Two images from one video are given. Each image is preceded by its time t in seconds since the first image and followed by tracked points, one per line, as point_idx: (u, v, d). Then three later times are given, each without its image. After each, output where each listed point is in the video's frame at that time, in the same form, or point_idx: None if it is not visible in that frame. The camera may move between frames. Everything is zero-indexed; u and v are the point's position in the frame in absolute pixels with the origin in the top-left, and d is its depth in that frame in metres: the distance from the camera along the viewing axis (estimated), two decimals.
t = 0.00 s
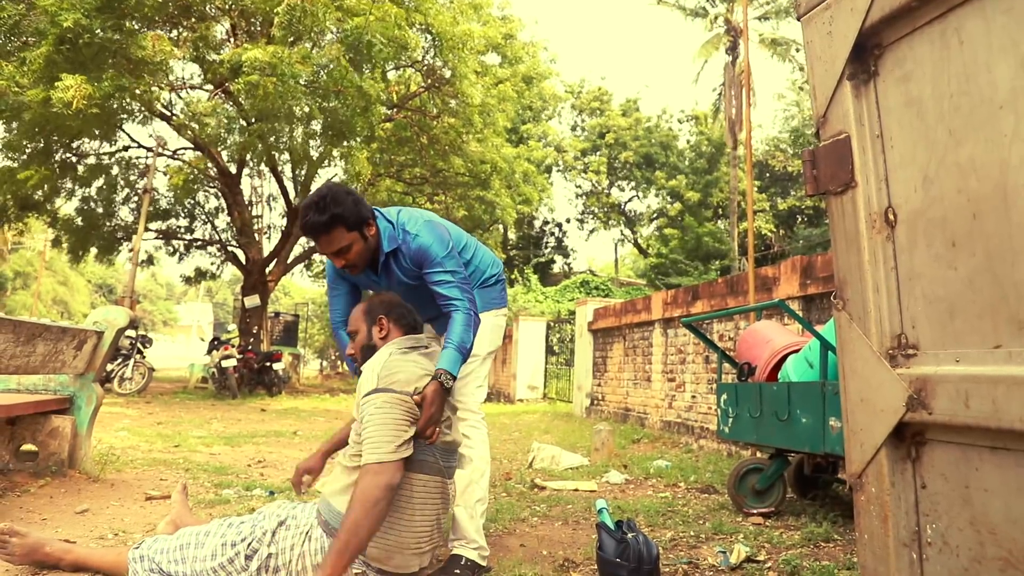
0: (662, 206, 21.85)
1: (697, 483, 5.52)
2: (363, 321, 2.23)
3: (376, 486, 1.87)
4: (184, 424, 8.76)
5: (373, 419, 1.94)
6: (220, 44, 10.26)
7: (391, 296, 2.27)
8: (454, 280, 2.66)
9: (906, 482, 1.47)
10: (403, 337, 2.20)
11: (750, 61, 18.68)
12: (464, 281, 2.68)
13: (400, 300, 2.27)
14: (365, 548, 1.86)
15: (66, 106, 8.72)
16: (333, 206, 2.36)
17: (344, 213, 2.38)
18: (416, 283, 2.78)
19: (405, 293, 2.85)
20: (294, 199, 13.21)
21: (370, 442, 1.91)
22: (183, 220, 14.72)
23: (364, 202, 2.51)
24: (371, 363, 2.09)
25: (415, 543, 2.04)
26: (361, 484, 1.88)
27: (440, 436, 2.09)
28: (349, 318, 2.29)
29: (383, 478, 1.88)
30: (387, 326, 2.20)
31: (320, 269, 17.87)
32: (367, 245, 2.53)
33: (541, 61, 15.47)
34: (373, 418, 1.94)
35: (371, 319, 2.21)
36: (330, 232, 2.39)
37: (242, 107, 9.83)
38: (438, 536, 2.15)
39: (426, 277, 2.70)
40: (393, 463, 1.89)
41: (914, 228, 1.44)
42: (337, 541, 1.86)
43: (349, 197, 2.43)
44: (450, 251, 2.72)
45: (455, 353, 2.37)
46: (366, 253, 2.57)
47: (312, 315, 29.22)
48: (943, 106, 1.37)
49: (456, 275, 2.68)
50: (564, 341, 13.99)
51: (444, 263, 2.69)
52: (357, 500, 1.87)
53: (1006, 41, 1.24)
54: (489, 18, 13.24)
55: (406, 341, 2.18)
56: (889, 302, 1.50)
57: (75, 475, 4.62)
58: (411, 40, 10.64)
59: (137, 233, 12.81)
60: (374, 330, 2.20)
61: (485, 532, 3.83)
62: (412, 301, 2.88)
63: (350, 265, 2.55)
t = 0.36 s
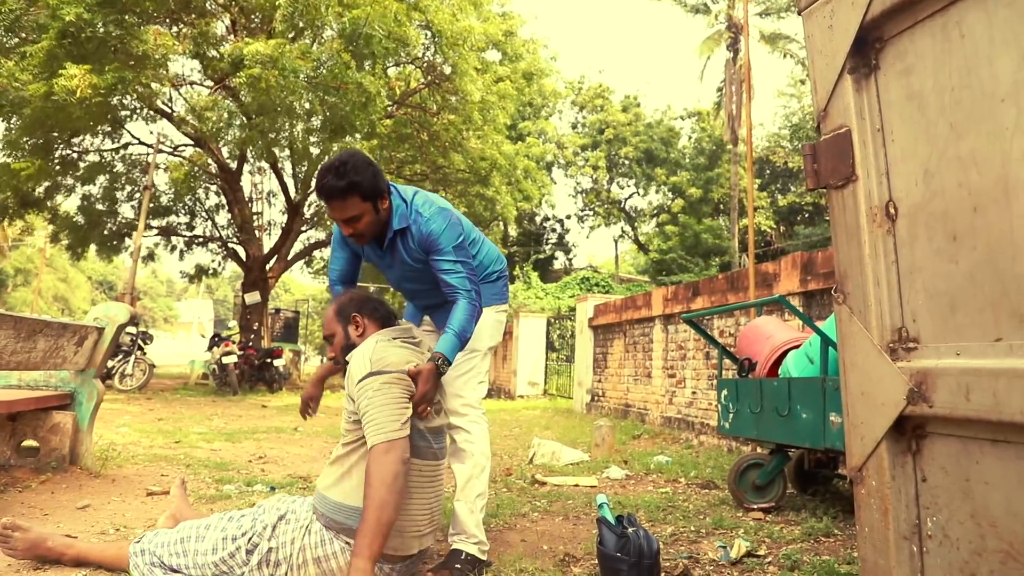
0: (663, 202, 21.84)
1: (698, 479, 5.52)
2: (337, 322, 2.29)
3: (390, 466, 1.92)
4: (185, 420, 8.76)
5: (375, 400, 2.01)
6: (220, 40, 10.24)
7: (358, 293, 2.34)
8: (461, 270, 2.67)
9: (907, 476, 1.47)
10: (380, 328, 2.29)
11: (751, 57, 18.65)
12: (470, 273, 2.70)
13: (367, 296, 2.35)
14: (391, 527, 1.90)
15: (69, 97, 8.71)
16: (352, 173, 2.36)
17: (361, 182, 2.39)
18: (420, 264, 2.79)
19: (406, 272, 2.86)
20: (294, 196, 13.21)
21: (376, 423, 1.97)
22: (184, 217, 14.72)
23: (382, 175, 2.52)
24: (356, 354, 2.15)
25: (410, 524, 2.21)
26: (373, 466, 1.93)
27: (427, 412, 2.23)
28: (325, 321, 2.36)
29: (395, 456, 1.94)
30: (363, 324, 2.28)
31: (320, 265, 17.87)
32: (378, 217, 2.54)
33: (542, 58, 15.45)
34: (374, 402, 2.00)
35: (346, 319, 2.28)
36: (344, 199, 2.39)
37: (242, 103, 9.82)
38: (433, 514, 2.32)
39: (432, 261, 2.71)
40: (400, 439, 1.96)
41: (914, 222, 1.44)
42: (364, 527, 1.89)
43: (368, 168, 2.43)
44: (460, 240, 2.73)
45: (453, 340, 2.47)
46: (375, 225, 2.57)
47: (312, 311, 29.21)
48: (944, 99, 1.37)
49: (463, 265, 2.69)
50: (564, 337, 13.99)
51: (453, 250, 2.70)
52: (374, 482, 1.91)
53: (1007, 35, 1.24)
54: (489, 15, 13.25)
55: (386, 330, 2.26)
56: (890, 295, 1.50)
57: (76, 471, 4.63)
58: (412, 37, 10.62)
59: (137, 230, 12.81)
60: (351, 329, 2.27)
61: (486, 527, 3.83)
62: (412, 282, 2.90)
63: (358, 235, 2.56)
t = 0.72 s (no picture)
0: (664, 201, 21.84)
1: (699, 478, 5.52)
2: (352, 311, 2.36)
3: (366, 450, 1.97)
4: (185, 419, 8.76)
5: (366, 388, 2.07)
6: (222, 38, 10.24)
7: (369, 289, 2.42)
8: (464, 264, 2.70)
9: (909, 474, 1.47)
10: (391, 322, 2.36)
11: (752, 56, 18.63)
12: (472, 265, 2.71)
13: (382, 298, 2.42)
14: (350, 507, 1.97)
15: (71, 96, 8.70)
16: (344, 168, 2.39)
17: (354, 177, 2.41)
18: (421, 257, 2.79)
19: (408, 266, 2.86)
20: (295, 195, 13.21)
21: (365, 407, 2.03)
22: (185, 215, 14.73)
23: (378, 168, 2.53)
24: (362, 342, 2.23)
25: (412, 511, 2.25)
26: (354, 448, 1.98)
27: (425, 396, 2.28)
28: (334, 308, 2.41)
29: (376, 443, 1.99)
30: (377, 315, 2.36)
31: (321, 264, 17.88)
32: (375, 211, 2.57)
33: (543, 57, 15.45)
34: (367, 389, 2.07)
35: (362, 307, 2.36)
36: (338, 194, 2.42)
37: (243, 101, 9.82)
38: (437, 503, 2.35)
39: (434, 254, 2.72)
40: (382, 427, 2.01)
41: (918, 219, 1.43)
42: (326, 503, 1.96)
43: (362, 162, 2.46)
44: (463, 232, 2.73)
45: (452, 326, 2.52)
46: (372, 219, 2.59)
47: (313, 309, 29.21)
48: (948, 96, 1.36)
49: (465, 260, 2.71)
50: (565, 336, 13.98)
51: (456, 244, 2.71)
52: (348, 463, 1.97)
53: (1012, 32, 1.23)
54: (490, 14, 13.27)
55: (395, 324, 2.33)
56: (892, 293, 1.50)
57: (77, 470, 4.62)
58: (413, 35, 10.60)
59: (139, 228, 12.82)
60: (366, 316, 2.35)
61: (487, 526, 3.83)
62: (414, 276, 2.90)
63: (355, 229, 2.59)
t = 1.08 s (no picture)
0: (666, 200, 21.82)
1: (700, 477, 5.52)
2: (354, 307, 2.36)
3: (355, 465, 2.00)
4: (187, 416, 8.77)
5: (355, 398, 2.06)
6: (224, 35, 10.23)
7: (374, 284, 2.44)
8: (455, 266, 2.68)
9: (911, 473, 1.47)
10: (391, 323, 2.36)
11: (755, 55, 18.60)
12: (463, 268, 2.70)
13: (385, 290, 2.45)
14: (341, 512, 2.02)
15: (70, 98, 8.71)
16: (329, 179, 2.41)
17: (341, 185, 2.43)
18: (412, 261, 2.79)
19: (400, 270, 2.86)
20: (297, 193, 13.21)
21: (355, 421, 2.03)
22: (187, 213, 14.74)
23: (363, 175, 2.54)
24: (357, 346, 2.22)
25: (412, 513, 2.26)
26: (345, 461, 2.01)
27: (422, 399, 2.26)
28: (336, 303, 2.41)
29: (367, 455, 2.00)
30: (380, 313, 2.36)
31: (323, 262, 17.88)
32: (363, 218, 2.59)
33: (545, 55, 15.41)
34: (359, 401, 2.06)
35: (362, 306, 2.36)
36: (325, 203, 2.45)
37: (245, 99, 9.81)
38: (437, 503, 2.35)
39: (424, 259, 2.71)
40: (374, 439, 2.01)
41: (921, 219, 1.43)
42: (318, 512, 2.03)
43: (348, 170, 2.48)
44: (452, 236, 2.72)
45: (447, 338, 2.44)
46: (362, 226, 2.62)
47: (315, 306, 29.21)
48: (951, 95, 1.36)
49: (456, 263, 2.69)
50: (566, 334, 13.97)
51: (445, 247, 2.69)
52: (339, 476, 2.01)
53: (1016, 32, 1.23)
54: (492, 11, 13.24)
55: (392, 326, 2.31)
56: (895, 293, 1.49)
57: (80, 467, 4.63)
58: (415, 33, 10.57)
59: (141, 226, 12.83)
60: (367, 314, 2.36)
61: (488, 524, 3.83)
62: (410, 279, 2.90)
63: (346, 236, 2.61)
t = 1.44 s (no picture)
0: (667, 203, 21.83)
1: (701, 480, 5.51)
2: (327, 322, 2.16)
3: (398, 496, 1.95)
4: (188, 418, 8.77)
5: (385, 426, 1.99)
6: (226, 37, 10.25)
7: (340, 290, 2.23)
8: (434, 274, 2.74)
9: (914, 477, 1.47)
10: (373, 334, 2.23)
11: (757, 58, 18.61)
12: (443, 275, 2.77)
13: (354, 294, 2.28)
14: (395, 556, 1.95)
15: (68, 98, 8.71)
16: (304, 198, 2.46)
17: (314, 205, 2.48)
18: (393, 274, 2.84)
19: (381, 284, 2.90)
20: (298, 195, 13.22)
21: (388, 452, 1.97)
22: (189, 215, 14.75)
23: (336, 192, 2.59)
24: (356, 364, 2.10)
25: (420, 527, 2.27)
26: (384, 493, 1.95)
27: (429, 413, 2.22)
28: (301, 319, 2.18)
29: (407, 483, 1.96)
30: (356, 323, 2.21)
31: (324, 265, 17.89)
32: (341, 235, 2.63)
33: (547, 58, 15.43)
34: (387, 430, 1.99)
35: (339, 319, 2.18)
36: (302, 223, 2.49)
37: (246, 101, 9.82)
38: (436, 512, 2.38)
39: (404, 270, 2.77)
40: (413, 466, 1.98)
41: (923, 223, 1.43)
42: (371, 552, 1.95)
43: (321, 189, 2.52)
44: (430, 245, 2.78)
45: (448, 350, 2.61)
46: (340, 243, 2.65)
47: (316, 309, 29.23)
48: (952, 101, 1.37)
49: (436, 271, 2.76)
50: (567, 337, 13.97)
51: (424, 257, 2.76)
52: (383, 510, 1.94)
53: (1018, 37, 1.23)
54: (493, 14, 13.26)
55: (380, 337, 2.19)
56: (897, 297, 1.50)
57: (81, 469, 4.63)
58: (417, 37, 10.58)
59: (143, 228, 12.84)
60: (345, 328, 2.19)
61: (489, 528, 3.82)
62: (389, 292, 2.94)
63: (326, 254, 2.65)
